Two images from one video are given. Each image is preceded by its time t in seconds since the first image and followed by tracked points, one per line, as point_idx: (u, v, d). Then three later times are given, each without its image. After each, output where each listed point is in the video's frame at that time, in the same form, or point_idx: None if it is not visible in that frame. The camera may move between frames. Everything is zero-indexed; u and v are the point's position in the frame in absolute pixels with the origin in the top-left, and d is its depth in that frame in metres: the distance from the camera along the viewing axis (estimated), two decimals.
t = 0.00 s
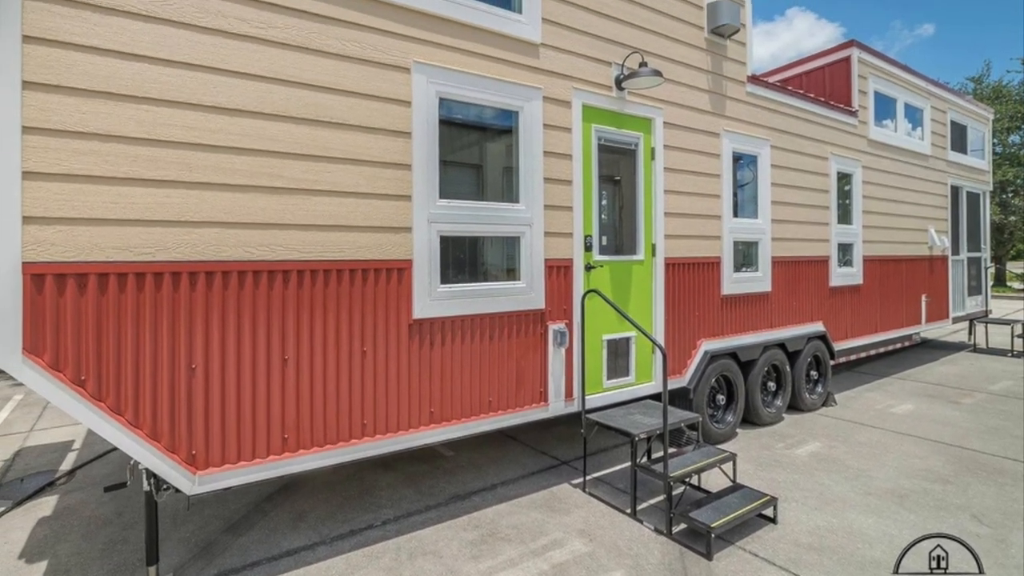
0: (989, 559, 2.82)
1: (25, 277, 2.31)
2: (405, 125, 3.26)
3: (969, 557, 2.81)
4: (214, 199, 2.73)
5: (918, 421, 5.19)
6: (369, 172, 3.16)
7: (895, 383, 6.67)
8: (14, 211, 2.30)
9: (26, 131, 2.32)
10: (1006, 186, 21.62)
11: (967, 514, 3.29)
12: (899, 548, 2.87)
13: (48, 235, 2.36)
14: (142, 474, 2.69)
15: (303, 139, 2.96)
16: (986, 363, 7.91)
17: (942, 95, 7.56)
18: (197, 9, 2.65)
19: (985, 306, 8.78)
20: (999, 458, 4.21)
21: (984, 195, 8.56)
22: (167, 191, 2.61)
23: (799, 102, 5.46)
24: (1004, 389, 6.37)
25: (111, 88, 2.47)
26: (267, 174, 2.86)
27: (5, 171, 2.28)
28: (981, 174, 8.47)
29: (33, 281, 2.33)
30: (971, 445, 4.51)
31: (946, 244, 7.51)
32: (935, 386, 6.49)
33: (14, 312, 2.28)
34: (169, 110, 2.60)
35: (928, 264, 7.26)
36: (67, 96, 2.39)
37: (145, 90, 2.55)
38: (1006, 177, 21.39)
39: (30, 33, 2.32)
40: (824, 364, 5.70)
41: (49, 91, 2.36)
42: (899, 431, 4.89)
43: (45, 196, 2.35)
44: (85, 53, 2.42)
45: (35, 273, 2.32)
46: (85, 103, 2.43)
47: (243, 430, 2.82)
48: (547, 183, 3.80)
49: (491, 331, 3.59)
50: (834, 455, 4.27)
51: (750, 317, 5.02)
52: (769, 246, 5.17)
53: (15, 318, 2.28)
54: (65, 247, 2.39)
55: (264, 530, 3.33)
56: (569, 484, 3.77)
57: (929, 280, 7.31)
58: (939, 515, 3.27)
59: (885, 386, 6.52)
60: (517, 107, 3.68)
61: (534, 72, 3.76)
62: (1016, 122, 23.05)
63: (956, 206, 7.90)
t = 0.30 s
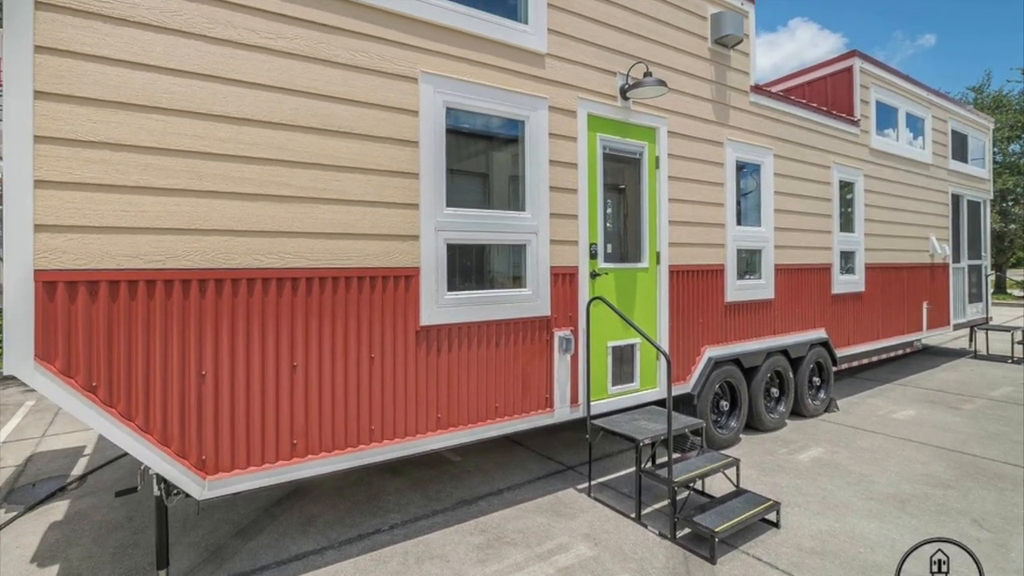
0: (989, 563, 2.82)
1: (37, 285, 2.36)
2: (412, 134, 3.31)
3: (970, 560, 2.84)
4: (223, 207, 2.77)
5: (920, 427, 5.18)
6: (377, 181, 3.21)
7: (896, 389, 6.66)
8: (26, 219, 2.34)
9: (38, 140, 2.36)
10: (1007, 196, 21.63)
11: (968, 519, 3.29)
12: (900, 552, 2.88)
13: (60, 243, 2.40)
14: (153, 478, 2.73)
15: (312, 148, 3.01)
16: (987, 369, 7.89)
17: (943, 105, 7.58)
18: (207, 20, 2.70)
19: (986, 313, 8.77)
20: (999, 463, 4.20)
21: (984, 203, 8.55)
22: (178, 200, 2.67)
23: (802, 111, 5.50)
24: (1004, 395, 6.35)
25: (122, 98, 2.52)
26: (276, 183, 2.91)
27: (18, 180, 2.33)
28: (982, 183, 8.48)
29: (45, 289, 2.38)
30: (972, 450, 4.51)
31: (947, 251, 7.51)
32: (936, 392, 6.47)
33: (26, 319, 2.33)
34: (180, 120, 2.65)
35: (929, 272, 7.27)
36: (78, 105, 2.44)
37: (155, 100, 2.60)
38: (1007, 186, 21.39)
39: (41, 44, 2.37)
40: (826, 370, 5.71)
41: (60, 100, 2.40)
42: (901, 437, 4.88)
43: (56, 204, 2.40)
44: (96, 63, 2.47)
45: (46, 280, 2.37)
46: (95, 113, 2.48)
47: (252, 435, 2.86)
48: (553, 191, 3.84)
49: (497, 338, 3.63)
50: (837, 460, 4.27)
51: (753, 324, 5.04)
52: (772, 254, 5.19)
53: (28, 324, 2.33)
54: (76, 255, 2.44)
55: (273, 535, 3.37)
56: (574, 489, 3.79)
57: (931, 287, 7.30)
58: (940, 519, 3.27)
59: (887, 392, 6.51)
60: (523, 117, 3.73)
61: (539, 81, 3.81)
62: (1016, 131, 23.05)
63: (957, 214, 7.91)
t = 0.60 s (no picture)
0: (990, 567, 2.83)
1: (48, 292, 2.41)
2: (419, 143, 3.36)
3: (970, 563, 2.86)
4: (231, 215, 2.82)
5: (920, 432, 5.17)
6: (385, 190, 3.26)
7: (898, 395, 6.64)
8: (38, 226, 2.38)
9: (49, 149, 2.41)
10: (1007, 204, 21.52)
11: (969, 523, 3.29)
12: (902, 556, 2.89)
13: (71, 250, 2.45)
14: (163, 483, 2.77)
15: (321, 157, 3.06)
16: (988, 375, 7.87)
17: (944, 114, 7.60)
18: (217, 30, 2.76)
19: (987, 320, 8.74)
20: (999, 469, 4.20)
21: (984, 212, 8.55)
22: (188, 208, 2.72)
23: (805, 120, 5.53)
24: (1004, 401, 6.33)
25: (133, 107, 2.57)
26: (285, 192, 2.96)
27: (30, 189, 2.37)
28: (983, 191, 8.50)
29: (56, 296, 2.42)
30: (973, 455, 4.50)
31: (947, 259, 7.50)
32: (936, 398, 6.45)
33: (38, 325, 2.38)
34: (190, 129, 2.70)
35: (930, 280, 7.27)
36: (90, 114, 2.49)
37: (165, 109, 2.64)
38: (1007, 195, 21.15)
39: (53, 54, 2.40)
40: (829, 376, 5.73)
41: (71, 109, 2.45)
42: (902, 442, 4.87)
43: (68, 212, 2.45)
44: (106, 73, 2.51)
45: (58, 287, 2.42)
46: (106, 122, 2.52)
47: (261, 441, 2.90)
48: (559, 200, 3.89)
49: (503, 344, 3.67)
50: (839, 465, 4.27)
51: (757, 331, 5.06)
52: (775, 261, 5.21)
53: (40, 331, 2.38)
54: (87, 262, 2.49)
55: (282, 539, 3.40)
56: (580, 494, 3.81)
57: (932, 294, 7.29)
58: (941, 523, 3.27)
59: (889, 398, 6.50)
60: (528, 126, 3.78)
61: (545, 91, 3.86)
62: (1016, 140, 23.01)
63: (958, 223, 7.92)
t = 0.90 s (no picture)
0: (990, 570, 2.83)
1: (60, 299, 2.46)
2: (426, 152, 3.41)
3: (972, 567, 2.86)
4: (239, 223, 2.87)
5: (920, 437, 5.16)
6: (393, 198, 3.31)
7: (899, 400, 6.62)
8: (50, 234, 2.43)
9: (61, 157, 2.46)
10: (1007, 211, 21.32)
11: (969, 527, 3.29)
12: (903, 560, 2.90)
13: (82, 258, 2.50)
14: (174, 488, 2.81)
15: (329, 166, 3.12)
16: (988, 381, 7.84)
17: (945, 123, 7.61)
18: (226, 40, 2.82)
19: (987, 326, 8.70)
20: (999, 473, 4.19)
21: (985, 220, 8.48)
22: (198, 216, 2.77)
23: (808, 129, 5.56)
24: (1004, 407, 6.31)
25: (143, 116, 2.63)
26: (294, 200, 3.02)
27: (41, 197, 2.42)
28: (983, 200, 8.50)
29: (67, 303, 2.47)
30: (974, 460, 4.49)
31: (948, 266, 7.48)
32: (937, 404, 6.43)
33: (50, 332, 2.43)
34: (200, 138, 2.76)
35: (931, 287, 7.26)
36: (101, 123, 2.54)
37: (175, 118, 2.70)
38: (1007, 203, 21.07)
39: (64, 64, 2.46)
40: (831, 382, 5.74)
41: (84, 119, 2.50)
42: (903, 447, 4.86)
43: (78, 220, 2.50)
44: (117, 82, 2.57)
45: (69, 295, 2.47)
46: (117, 131, 2.58)
47: (270, 446, 2.94)
48: (564, 208, 3.93)
49: (509, 350, 3.70)
50: (841, 470, 4.27)
51: (760, 338, 5.07)
52: (777, 269, 5.23)
53: (50, 338, 2.43)
54: (98, 270, 2.54)
55: (291, 543, 3.43)
56: (585, 498, 3.83)
57: (932, 302, 7.28)
58: (942, 528, 3.27)
59: (890, 404, 6.49)
60: (534, 135, 3.83)
61: (550, 100, 3.90)
62: (1016, 149, 22.95)
63: (959, 231, 7.91)
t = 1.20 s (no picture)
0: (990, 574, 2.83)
1: (71, 306, 2.51)
2: (433, 160, 3.46)
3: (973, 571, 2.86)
4: (247, 232, 2.92)
5: (921, 443, 5.15)
6: (400, 207, 3.36)
7: (900, 406, 6.60)
8: (60, 240, 2.48)
9: (71, 166, 2.51)
10: (1009, 219, 21.30)
11: (970, 531, 3.29)
12: (904, 564, 2.90)
13: (93, 265, 2.55)
14: (184, 492, 2.85)
15: (337, 174, 3.17)
16: (988, 387, 7.81)
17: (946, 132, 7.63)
18: (236, 50, 2.88)
19: (987, 333, 8.66)
20: (999, 478, 4.19)
21: (985, 228, 8.46)
22: (208, 224, 2.82)
23: (811, 138, 5.59)
24: (1005, 413, 6.29)
25: (152, 125, 2.68)
26: (302, 208, 3.07)
27: (53, 205, 2.47)
28: (983, 208, 8.50)
29: (79, 309, 2.53)
30: (974, 465, 4.49)
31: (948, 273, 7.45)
32: (938, 409, 6.41)
33: (62, 339, 2.48)
34: (209, 147, 2.81)
35: (932, 293, 7.24)
36: (112, 132, 2.60)
37: (186, 127, 2.76)
38: (1007, 211, 21.04)
39: (75, 73, 2.51)
40: (833, 387, 5.76)
41: (95, 127, 2.56)
42: (904, 452, 4.86)
43: (89, 228, 2.55)
44: (128, 91, 2.63)
45: (80, 302, 2.52)
46: (128, 140, 2.63)
47: (279, 450, 2.98)
48: (569, 216, 3.97)
49: (515, 357, 3.74)
50: (843, 475, 4.27)
51: (764, 344, 5.10)
52: (780, 276, 5.25)
53: (62, 345, 2.48)
54: (109, 277, 2.59)
55: (299, 547, 3.46)
56: (590, 503, 3.85)
57: (933, 309, 7.27)
58: (943, 532, 3.28)
59: (891, 409, 6.47)
60: (540, 143, 3.87)
61: (556, 109, 3.95)
62: (1016, 157, 22.85)
63: (959, 238, 7.90)
